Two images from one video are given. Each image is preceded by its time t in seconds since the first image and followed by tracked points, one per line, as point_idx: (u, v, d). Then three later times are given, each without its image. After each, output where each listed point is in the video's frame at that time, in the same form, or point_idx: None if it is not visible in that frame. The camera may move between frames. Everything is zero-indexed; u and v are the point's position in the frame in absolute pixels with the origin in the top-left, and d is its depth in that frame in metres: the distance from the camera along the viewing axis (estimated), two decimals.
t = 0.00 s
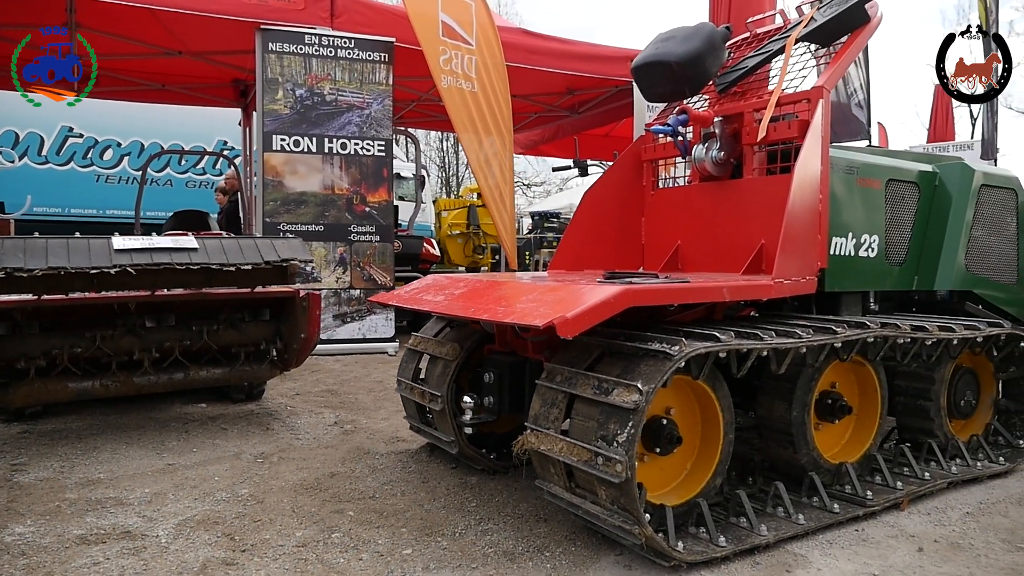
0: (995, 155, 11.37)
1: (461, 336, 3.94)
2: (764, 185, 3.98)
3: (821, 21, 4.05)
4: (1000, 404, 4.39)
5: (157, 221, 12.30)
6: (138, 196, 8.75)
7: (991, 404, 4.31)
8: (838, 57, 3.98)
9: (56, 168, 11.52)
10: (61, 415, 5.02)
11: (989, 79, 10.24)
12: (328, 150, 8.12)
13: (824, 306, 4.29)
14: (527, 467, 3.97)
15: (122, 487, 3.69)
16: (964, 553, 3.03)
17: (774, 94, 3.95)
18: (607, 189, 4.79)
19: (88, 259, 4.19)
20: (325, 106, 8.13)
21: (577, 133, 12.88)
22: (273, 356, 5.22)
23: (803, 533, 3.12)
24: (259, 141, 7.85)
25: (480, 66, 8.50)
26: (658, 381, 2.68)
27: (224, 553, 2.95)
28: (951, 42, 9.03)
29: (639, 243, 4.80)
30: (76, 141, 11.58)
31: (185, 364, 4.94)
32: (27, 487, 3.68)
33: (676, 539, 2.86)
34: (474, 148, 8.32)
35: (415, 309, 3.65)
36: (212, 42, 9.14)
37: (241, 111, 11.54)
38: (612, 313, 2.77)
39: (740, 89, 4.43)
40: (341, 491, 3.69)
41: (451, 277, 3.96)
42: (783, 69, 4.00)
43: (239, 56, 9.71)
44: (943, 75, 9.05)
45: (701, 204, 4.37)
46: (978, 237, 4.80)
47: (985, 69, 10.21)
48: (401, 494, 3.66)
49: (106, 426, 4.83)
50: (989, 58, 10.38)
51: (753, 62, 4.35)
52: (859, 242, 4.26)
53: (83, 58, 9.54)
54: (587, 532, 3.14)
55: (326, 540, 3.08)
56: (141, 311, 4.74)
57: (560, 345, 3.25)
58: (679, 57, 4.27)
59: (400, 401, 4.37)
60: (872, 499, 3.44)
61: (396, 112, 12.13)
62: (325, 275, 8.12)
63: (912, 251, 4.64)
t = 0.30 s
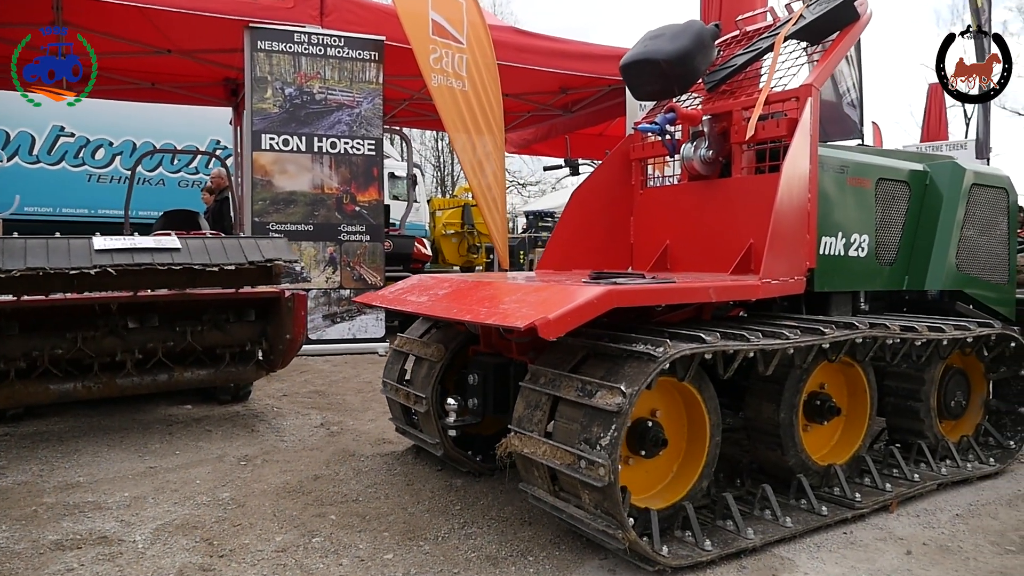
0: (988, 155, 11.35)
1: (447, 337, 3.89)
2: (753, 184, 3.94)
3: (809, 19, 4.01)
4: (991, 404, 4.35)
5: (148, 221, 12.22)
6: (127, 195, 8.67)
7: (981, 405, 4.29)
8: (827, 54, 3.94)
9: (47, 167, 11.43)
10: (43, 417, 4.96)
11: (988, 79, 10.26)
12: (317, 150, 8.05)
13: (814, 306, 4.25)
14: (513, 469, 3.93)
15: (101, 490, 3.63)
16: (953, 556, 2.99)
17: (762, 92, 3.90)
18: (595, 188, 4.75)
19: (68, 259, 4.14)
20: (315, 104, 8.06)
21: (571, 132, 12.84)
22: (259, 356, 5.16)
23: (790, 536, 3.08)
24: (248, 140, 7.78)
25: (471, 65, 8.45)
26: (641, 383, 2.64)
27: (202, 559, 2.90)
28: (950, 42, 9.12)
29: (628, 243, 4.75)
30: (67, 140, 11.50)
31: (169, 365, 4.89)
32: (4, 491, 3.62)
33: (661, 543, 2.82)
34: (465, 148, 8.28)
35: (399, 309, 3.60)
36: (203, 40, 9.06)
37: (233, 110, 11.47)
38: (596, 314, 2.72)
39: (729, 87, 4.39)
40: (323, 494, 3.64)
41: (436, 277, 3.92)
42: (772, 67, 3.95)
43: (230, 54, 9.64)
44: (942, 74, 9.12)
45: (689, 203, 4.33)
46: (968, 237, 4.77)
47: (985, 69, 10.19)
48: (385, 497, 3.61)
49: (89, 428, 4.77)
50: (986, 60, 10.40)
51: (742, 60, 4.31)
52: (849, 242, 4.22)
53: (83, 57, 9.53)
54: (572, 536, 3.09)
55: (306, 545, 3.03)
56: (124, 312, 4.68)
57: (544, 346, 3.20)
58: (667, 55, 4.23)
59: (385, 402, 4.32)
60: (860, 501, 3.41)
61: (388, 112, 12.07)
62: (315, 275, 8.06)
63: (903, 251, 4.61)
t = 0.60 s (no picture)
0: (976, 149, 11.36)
1: (428, 335, 3.84)
2: (737, 179, 3.89)
3: (793, 11, 3.96)
4: (976, 399, 4.34)
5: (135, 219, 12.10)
6: (110, 194, 8.56)
7: (966, 399, 4.29)
8: (812, 47, 3.89)
9: (31, 165, 11.31)
10: (21, 419, 4.89)
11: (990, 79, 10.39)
12: (302, 146, 7.97)
13: (799, 302, 4.22)
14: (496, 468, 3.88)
15: (77, 495, 3.57)
16: (937, 553, 2.97)
17: (746, 85, 3.86)
18: (579, 184, 4.71)
19: (42, 259, 4.09)
20: (299, 101, 7.97)
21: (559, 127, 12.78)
22: (241, 356, 5.09)
23: (774, 535, 3.05)
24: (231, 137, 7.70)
25: (456, 60, 8.37)
26: (621, 382, 2.60)
27: (176, 565, 2.85)
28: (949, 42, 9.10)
29: (612, 238, 4.71)
30: (52, 139, 11.36)
31: (149, 366, 4.83)
32: None
33: (643, 544, 2.78)
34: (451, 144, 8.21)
35: (378, 308, 3.55)
36: (186, 35, 8.96)
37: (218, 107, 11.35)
38: (575, 312, 2.68)
39: (714, 81, 4.34)
40: (303, 497, 3.58)
41: (417, 275, 3.86)
42: (755, 60, 3.91)
43: (214, 50, 9.53)
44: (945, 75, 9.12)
45: (674, 198, 4.29)
46: (953, 230, 4.75)
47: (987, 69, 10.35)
48: (365, 499, 3.56)
49: (67, 430, 4.70)
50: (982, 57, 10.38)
51: (726, 53, 4.27)
52: (834, 237, 4.19)
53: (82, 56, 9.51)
54: (554, 537, 3.05)
55: (283, 549, 2.98)
56: (101, 312, 4.62)
57: (524, 345, 3.16)
58: (651, 49, 4.18)
59: (368, 402, 4.26)
60: (845, 499, 3.38)
61: (375, 108, 11.99)
62: (300, 273, 8.01)
63: (889, 245, 4.58)
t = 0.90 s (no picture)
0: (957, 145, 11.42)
1: (402, 333, 3.78)
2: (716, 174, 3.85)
3: (772, 5, 3.92)
4: (953, 396, 4.33)
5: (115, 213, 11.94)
6: (87, 187, 8.42)
7: (944, 397, 4.28)
8: (790, 41, 3.85)
9: (9, 158, 11.14)
10: None
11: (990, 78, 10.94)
12: (281, 139, 7.87)
13: (777, 299, 4.19)
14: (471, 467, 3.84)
15: (41, 496, 3.49)
16: (912, 553, 2.95)
17: (724, 80, 3.81)
18: (557, 178, 4.65)
19: (6, 254, 4.06)
20: (277, 93, 7.87)
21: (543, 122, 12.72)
22: (214, 353, 5.00)
23: (749, 536, 3.02)
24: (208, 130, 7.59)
25: (438, 53, 8.29)
26: (593, 382, 2.55)
27: (138, 568, 2.78)
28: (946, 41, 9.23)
29: (591, 234, 4.67)
30: (31, 130, 11.18)
31: (120, 363, 4.73)
32: None
33: (616, 546, 2.74)
34: (432, 138, 8.17)
35: (350, 305, 3.48)
36: (165, 27, 8.83)
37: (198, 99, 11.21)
38: (547, 310, 2.62)
39: (692, 75, 4.30)
40: (273, 496, 3.52)
41: (391, 271, 3.80)
42: (734, 54, 3.86)
43: (193, 42, 9.40)
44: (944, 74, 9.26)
45: (652, 194, 4.25)
46: (932, 227, 4.74)
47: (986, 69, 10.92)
48: (337, 499, 3.50)
49: (35, 428, 4.61)
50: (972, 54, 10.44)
51: (705, 47, 4.22)
52: (813, 233, 4.16)
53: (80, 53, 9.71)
54: (527, 538, 3.01)
55: (250, 551, 2.92)
56: (69, 308, 4.52)
57: (498, 342, 3.10)
58: (630, 42, 4.13)
59: (342, 400, 4.20)
60: (821, 498, 3.35)
61: (357, 101, 11.87)
62: (278, 268, 7.92)
63: (868, 241, 4.56)
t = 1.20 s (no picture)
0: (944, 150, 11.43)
1: (381, 336, 3.72)
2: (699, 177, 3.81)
3: (757, 7, 3.89)
4: (937, 402, 4.31)
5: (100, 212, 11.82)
6: (68, 186, 8.28)
7: (927, 403, 4.24)
8: (774, 44, 3.81)
9: None
10: None
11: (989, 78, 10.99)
12: (264, 139, 7.79)
13: (761, 303, 4.16)
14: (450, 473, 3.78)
15: (8, 502, 3.40)
16: (893, 562, 2.91)
17: (707, 82, 3.77)
18: (540, 180, 4.60)
19: None
20: (261, 93, 7.78)
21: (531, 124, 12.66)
22: (192, 356, 4.92)
23: (729, 544, 2.98)
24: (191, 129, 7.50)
25: (424, 54, 8.23)
26: (570, 388, 2.50)
27: None
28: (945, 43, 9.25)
29: (574, 237, 4.62)
30: (15, 129, 11.03)
31: (94, 366, 4.65)
32: None
33: (593, 555, 2.69)
34: (417, 139, 8.11)
35: (326, 308, 3.42)
36: (150, 25, 8.74)
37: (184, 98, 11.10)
38: (523, 315, 2.57)
39: (676, 77, 4.26)
40: (247, 503, 3.45)
41: (369, 273, 3.74)
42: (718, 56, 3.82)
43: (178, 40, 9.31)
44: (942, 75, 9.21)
45: (635, 197, 4.20)
46: (916, 232, 4.73)
47: (986, 70, 10.95)
48: (312, 506, 3.43)
49: (6, 432, 4.51)
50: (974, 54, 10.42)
51: (689, 49, 4.19)
52: (796, 237, 4.13)
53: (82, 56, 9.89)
54: (504, 547, 2.95)
55: (220, 560, 2.85)
56: (42, 309, 4.46)
57: (475, 347, 3.05)
58: (614, 43, 4.09)
59: (320, 404, 4.13)
60: (803, 505, 3.31)
61: (344, 101, 11.79)
62: (261, 269, 7.83)
63: (852, 246, 4.54)
